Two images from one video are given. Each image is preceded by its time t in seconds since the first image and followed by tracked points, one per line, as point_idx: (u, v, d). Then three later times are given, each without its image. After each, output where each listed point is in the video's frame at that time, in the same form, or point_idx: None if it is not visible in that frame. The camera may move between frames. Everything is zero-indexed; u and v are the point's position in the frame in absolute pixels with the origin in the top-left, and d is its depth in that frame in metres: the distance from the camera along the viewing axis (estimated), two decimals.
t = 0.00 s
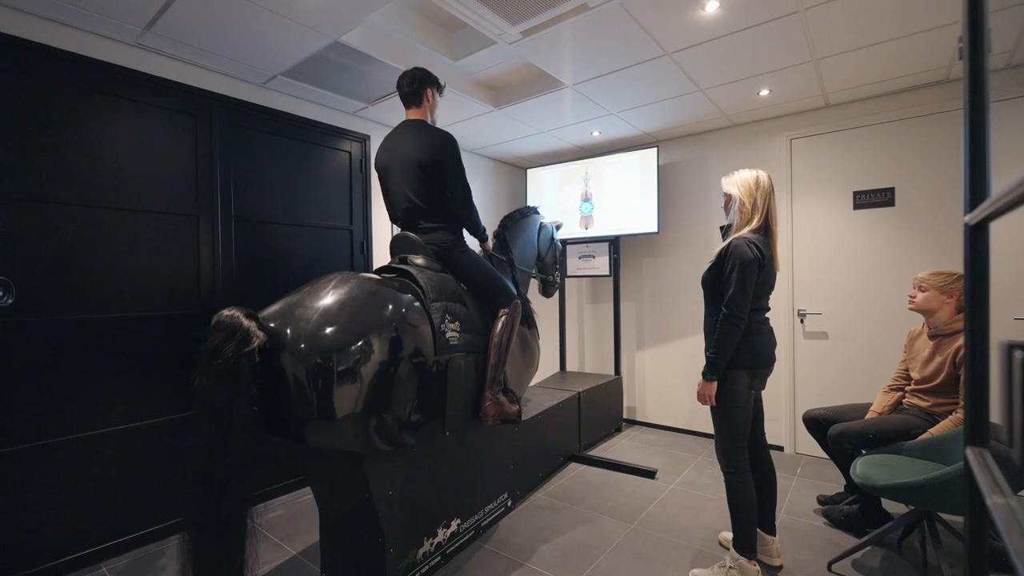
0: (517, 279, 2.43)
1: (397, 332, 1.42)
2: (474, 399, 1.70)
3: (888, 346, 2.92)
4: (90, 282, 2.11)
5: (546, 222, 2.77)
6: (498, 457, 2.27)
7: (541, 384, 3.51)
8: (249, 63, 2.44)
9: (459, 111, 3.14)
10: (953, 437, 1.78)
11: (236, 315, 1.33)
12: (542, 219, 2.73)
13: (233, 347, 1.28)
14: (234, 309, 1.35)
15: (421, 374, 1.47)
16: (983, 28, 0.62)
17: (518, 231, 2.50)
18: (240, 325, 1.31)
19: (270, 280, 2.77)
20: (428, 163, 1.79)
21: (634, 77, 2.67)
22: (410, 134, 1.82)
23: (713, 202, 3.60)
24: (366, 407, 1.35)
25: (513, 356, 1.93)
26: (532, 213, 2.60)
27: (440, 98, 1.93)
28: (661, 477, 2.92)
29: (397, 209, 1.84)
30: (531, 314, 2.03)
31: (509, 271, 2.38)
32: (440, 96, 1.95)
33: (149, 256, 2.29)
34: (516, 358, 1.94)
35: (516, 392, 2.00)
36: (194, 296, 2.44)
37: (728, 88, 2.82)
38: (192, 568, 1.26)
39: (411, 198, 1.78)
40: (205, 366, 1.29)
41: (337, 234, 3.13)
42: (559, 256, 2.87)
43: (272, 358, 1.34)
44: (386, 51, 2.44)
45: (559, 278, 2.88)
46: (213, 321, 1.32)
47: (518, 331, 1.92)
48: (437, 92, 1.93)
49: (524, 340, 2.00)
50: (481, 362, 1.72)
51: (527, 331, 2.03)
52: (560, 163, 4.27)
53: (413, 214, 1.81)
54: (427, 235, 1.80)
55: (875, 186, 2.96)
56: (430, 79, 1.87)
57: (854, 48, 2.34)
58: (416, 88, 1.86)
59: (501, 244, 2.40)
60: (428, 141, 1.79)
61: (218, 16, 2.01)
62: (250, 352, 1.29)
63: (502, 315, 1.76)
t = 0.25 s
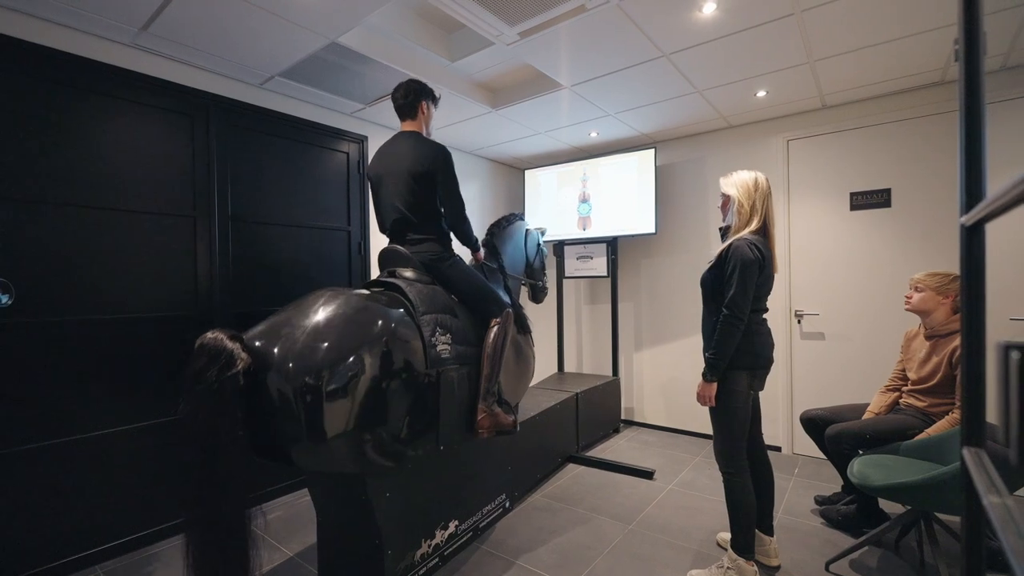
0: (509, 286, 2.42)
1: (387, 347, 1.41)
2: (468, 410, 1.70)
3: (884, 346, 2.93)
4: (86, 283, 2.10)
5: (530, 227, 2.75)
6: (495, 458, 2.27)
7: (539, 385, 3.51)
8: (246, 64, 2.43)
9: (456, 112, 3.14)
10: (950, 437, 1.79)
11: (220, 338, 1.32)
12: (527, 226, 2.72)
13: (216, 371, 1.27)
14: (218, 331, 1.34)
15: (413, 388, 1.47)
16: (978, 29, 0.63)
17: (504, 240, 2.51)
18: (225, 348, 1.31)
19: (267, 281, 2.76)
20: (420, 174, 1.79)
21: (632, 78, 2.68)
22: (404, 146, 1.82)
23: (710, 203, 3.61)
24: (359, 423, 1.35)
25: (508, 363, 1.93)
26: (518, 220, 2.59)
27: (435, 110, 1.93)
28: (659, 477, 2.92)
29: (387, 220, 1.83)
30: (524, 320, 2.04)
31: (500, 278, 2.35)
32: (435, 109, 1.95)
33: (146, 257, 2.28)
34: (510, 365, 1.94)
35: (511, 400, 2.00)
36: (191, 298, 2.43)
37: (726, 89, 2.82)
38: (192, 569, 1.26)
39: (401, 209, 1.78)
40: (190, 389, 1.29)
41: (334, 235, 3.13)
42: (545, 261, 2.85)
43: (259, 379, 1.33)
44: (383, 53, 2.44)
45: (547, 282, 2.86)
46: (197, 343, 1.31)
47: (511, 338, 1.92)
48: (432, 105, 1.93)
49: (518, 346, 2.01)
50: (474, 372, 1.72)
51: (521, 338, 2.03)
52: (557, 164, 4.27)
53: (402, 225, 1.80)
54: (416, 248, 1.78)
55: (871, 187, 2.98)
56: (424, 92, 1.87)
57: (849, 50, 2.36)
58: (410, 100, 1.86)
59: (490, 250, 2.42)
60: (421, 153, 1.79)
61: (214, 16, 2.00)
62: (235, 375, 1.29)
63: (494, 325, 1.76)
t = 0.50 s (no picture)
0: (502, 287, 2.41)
1: (381, 349, 1.40)
2: (463, 412, 1.69)
3: (876, 345, 2.96)
4: (77, 282, 2.07)
5: (520, 229, 2.75)
6: (490, 458, 2.26)
7: (534, 385, 3.51)
8: (239, 62, 2.41)
9: (451, 112, 3.13)
10: (941, 435, 1.81)
11: (212, 340, 1.31)
12: (517, 227, 2.72)
13: (208, 374, 1.26)
14: (209, 334, 1.33)
15: (407, 390, 1.46)
16: (969, 30, 0.63)
17: (495, 240, 2.50)
18: (216, 351, 1.29)
19: (261, 281, 2.74)
20: (413, 175, 1.79)
21: (627, 78, 2.68)
22: (396, 147, 1.82)
23: (704, 203, 3.63)
24: (352, 426, 1.34)
25: (502, 364, 1.93)
26: (508, 221, 2.60)
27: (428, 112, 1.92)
28: (654, 476, 2.93)
29: (380, 222, 1.82)
30: (517, 320, 2.04)
31: (494, 280, 2.35)
32: (427, 110, 1.94)
33: (138, 256, 2.26)
34: (504, 365, 1.94)
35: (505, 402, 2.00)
36: (184, 297, 2.41)
37: (720, 89, 2.84)
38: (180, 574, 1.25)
39: (393, 210, 1.77)
40: (180, 393, 1.27)
41: (328, 235, 3.11)
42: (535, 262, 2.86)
43: (251, 383, 1.32)
44: (377, 51, 2.43)
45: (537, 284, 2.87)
46: (188, 346, 1.30)
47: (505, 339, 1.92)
48: (424, 106, 1.92)
49: (512, 346, 2.00)
50: (468, 374, 1.71)
51: (515, 338, 2.04)
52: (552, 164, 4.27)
53: (393, 227, 1.79)
54: (408, 249, 1.78)
55: (864, 187, 3.00)
56: (416, 93, 1.86)
57: (842, 51, 2.37)
58: (403, 103, 1.85)
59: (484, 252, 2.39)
60: (414, 155, 1.79)
61: (207, 14, 1.98)
62: (227, 378, 1.27)
63: (487, 326, 1.76)
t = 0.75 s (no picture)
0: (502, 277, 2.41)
1: (382, 334, 1.40)
2: (461, 401, 1.69)
3: (867, 344, 2.99)
4: (67, 282, 2.05)
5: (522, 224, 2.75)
6: (485, 457, 2.26)
7: (528, 384, 3.51)
8: (232, 59, 2.38)
9: (446, 110, 3.12)
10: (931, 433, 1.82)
11: (216, 319, 1.30)
12: (518, 221, 2.72)
13: (212, 352, 1.25)
14: (214, 313, 1.32)
15: (407, 376, 1.46)
16: (961, 33, 0.64)
17: (496, 232, 2.49)
18: (220, 330, 1.29)
19: (254, 280, 2.71)
20: (410, 164, 1.78)
21: (621, 77, 2.68)
22: (393, 135, 1.80)
23: (698, 202, 3.64)
24: (351, 410, 1.33)
25: (500, 357, 1.93)
26: (508, 213, 2.59)
27: (422, 100, 1.91)
28: (648, 475, 2.95)
29: (380, 214, 1.82)
30: (518, 312, 2.04)
31: (494, 270, 2.35)
32: (421, 98, 1.93)
33: (128, 255, 2.23)
34: (502, 358, 1.94)
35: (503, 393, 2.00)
36: (176, 297, 2.39)
37: (714, 89, 2.85)
38: None
39: (394, 198, 1.77)
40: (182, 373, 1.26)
41: (322, 233, 3.08)
42: (535, 256, 2.86)
43: (254, 363, 1.32)
44: (371, 48, 2.41)
45: (536, 278, 2.86)
46: (192, 325, 1.30)
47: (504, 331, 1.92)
48: (419, 94, 1.91)
49: (510, 339, 2.00)
50: (467, 363, 1.71)
51: (513, 331, 2.04)
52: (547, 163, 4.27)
53: (394, 215, 1.78)
54: (411, 236, 1.77)
55: (855, 187, 3.03)
56: (411, 81, 1.85)
57: (834, 51, 2.39)
58: (397, 90, 1.84)
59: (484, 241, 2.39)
60: (411, 142, 1.78)
61: (199, 10, 1.96)
62: (231, 357, 1.27)
63: (487, 316, 1.76)
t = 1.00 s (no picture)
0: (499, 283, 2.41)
1: (376, 342, 1.38)
2: (455, 408, 1.69)
3: (857, 343, 3.03)
4: (53, 284, 2.01)
5: (524, 226, 2.76)
6: (479, 459, 2.25)
7: (522, 385, 3.51)
8: (222, 58, 2.35)
9: (439, 111, 3.12)
10: (921, 433, 1.85)
11: (206, 330, 1.28)
12: (521, 223, 2.73)
13: (202, 364, 1.23)
14: (204, 323, 1.30)
15: (401, 385, 1.45)
16: (952, 37, 0.65)
17: (497, 235, 2.49)
18: (210, 340, 1.27)
19: (245, 281, 2.68)
20: (407, 166, 1.77)
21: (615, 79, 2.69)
22: (389, 137, 1.79)
23: (690, 203, 3.67)
24: (345, 419, 1.32)
25: (495, 363, 1.92)
26: (511, 216, 2.57)
27: (417, 103, 1.90)
28: (641, 475, 2.95)
29: (378, 217, 1.81)
30: (514, 318, 2.03)
31: (492, 276, 2.36)
32: (416, 101, 1.92)
33: (116, 257, 2.19)
34: (497, 365, 1.94)
35: (496, 398, 1.99)
36: (166, 299, 2.35)
37: (706, 91, 2.87)
38: None
39: (393, 200, 1.76)
40: (172, 384, 1.25)
41: (314, 234, 3.06)
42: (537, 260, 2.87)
43: (245, 374, 1.30)
44: (364, 49, 2.40)
45: (537, 282, 2.87)
46: (182, 334, 1.27)
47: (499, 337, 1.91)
48: (413, 97, 1.90)
49: (505, 345, 2.00)
50: (462, 370, 1.70)
51: (508, 336, 2.03)
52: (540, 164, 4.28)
53: (392, 217, 1.77)
54: (407, 241, 1.75)
55: (845, 188, 3.07)
56: (405, 84, 1.84)
57: (824, 54, 2.42)
58: (391, 93, 1.83)
59: (482, 246, 2.39)
60: (407, 144, 1.77)
61: (188, 9, 1.93)
62: (221, 369, 1.25)
63: (483, 323, 1.75)
